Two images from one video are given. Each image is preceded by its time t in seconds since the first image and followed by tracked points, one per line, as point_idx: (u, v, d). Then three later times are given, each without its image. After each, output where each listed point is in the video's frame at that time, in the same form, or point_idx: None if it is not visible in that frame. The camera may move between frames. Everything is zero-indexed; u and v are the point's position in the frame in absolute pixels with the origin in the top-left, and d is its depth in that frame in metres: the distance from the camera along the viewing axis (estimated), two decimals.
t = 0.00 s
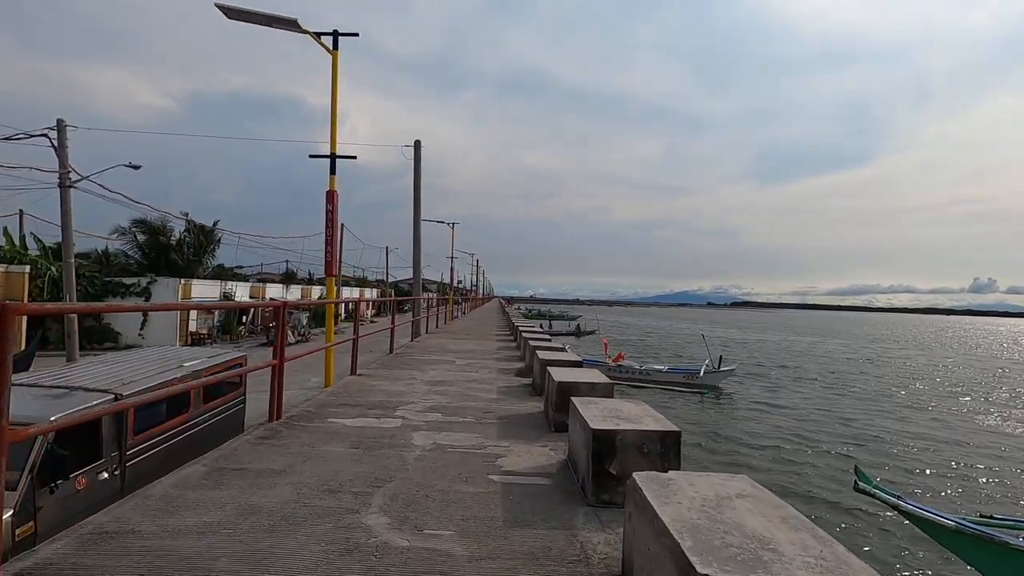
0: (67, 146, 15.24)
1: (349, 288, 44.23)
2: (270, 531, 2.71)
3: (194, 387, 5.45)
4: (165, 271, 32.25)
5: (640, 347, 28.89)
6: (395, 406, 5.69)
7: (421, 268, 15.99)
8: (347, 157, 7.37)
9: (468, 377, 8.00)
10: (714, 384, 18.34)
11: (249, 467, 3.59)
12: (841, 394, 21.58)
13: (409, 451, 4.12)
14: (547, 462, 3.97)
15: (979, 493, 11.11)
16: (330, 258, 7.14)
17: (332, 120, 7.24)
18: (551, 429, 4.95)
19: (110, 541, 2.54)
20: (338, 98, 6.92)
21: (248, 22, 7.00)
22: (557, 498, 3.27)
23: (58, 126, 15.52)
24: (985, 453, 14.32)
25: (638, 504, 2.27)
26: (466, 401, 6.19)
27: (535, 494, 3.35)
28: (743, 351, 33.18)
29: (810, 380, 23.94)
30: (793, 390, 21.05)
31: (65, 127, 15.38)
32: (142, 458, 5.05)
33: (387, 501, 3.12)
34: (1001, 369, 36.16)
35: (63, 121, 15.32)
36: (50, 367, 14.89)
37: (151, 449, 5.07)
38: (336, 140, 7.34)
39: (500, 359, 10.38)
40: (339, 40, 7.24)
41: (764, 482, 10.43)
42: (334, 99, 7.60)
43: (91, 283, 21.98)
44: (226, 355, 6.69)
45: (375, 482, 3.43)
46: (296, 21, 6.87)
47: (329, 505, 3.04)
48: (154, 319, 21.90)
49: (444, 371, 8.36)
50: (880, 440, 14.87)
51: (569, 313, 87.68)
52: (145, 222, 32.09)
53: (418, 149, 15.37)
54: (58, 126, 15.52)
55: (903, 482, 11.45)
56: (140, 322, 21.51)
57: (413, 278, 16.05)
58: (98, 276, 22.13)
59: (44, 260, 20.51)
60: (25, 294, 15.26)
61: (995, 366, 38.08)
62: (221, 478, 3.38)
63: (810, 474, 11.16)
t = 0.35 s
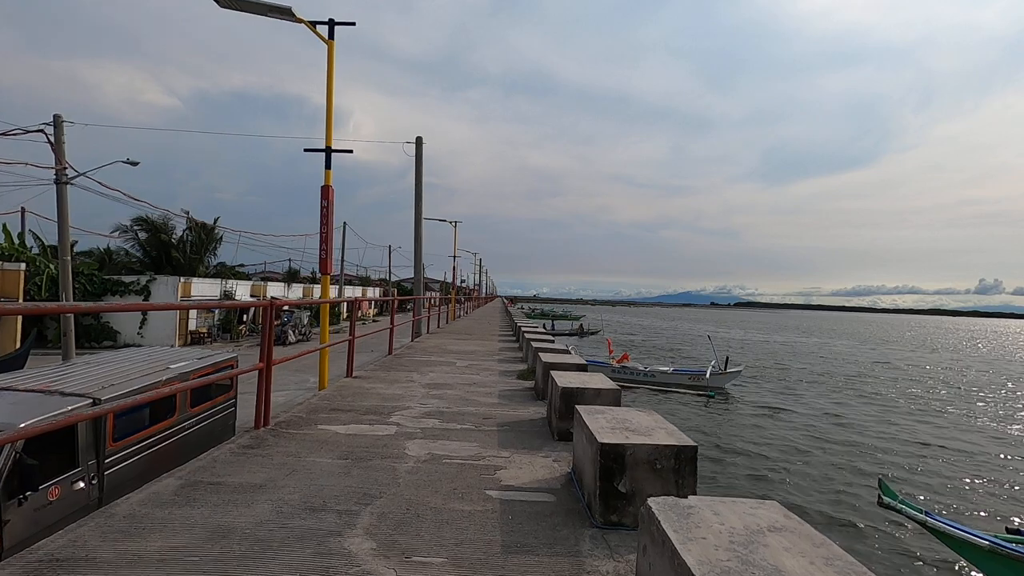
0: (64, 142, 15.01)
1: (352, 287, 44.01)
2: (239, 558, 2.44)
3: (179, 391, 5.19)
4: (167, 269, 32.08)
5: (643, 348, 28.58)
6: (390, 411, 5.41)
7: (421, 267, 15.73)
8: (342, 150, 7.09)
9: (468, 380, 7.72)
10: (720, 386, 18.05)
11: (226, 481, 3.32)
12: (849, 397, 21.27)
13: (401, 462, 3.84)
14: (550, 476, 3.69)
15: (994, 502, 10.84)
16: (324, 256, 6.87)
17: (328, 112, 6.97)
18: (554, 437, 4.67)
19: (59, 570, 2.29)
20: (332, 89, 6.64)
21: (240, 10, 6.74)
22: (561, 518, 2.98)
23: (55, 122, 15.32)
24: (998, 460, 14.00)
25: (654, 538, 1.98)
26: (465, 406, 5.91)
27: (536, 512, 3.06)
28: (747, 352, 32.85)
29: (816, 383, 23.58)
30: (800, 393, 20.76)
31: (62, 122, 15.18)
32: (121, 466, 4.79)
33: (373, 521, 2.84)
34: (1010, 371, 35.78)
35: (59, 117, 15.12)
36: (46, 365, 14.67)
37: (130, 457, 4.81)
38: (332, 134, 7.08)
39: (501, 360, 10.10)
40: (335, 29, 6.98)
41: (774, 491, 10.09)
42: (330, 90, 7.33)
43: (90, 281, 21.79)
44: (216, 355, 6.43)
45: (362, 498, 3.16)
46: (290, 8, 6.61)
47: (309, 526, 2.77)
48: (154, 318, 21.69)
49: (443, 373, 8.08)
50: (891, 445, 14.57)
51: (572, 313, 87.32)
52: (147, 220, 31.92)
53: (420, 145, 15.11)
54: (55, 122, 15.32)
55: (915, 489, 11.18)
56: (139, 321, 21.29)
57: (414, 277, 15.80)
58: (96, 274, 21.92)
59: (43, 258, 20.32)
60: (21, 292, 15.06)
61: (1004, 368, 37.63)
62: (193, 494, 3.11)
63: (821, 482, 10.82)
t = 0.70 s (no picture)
0: (54, 137, 14.74)
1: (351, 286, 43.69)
2: None
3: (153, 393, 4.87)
4: (163, 268, 31.79)
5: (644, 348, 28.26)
6: (378, 416, 5.11)
7: (418, 266, 15.43)
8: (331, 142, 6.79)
9: (462, 381, 7.42)
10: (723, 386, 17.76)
11: (188, 498, 3.03)
12: (854, 397, 20.96)
13: (384, 474, 3.54)
14: (546, 490, 3.38)
15: (1004, 501, 10.56)
16: (312, 252, 6.57)
17: (314, 102, 6.67)
18: (551, 445, 4.37)
19: None
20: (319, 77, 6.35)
21: None
22: (556, 541, 2.67)
23: (45, 117, 15.02)
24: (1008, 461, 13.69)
25: None
26: (458, 412, 5.59)
27: (528, 534, 2.75)
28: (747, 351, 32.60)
29: (819, 383, 23.30)
30: (804, 393, 20.45)
31: (51, 117, 14.88)
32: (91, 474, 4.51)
33: (346, 547, 2.54)
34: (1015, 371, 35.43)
35: (49, 111, 14.83)
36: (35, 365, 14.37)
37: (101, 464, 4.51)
38: (320, 125, 6.78)
39: (498, 361, 9.79)
40: (323, 16, 6.69)
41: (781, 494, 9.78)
42: (318, 80, 7.04)
43: (83, 280, 21.50)
44: (198, 356, 6.13)
45: (336, 518, 2.85)
46: None
47: (272, 553, 2.47)
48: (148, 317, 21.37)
49: (437, 375, 7.78)
50: (898, 446, 14.28)
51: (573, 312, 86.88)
52: (143, 218, 31.62)
53: (417, 140, 14.82)
54: (45, 117, 15.02)
55: (924, 489, 10.90)
56: (133, 320, 20.98)
57: (411, 275, 15.50)
58: (90, 272, 21.64)
59: (35, 256, 20.02)
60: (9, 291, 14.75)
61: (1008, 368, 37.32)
62: (149, 514, 2.82)
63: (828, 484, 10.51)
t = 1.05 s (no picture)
0: (49, 133, 14.51)
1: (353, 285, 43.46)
2: None
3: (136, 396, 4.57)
4: (164, 266, 31.59)
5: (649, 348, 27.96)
6: (374, 422, 4.82)
7: (420, 264, 15.15)
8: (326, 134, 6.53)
9: (464, 384, 7.13)
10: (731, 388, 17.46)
11: (160, 518, 2.75)
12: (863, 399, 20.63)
13: (377, 488, 3.25)
14: (555, 507, 3.08)
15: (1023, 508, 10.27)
16: (306, 248, 6.30)
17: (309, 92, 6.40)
18: (559, 455, 4.08)
19: None
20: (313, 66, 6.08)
21: None
22: (567, 569, 2.38)
23: (41, 113, 14.79)
24: None
25: None
26: (459, 417, 5.30)
27: (536, 561, 2.46)
28: (753, 351, 32.29)
29: (827, 384, 22.98)
30: (812, 395, 20.13)
31: (47, 113, 14.65)
32: (68, 484, 4.20)
33: None
34: None
35: (45, 107, 14.60)
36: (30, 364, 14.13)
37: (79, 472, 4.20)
38: (315, 117, 6.50)
39: (501, 362, 9.50)
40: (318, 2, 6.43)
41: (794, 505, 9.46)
42: (313, 70, 6.77)
43: (82, 279, 21.28)
44: (187, 357, 5.84)
45: (321, 542, 2.57)
46: None
47: None
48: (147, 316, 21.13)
49: (437, 377, 7.49)
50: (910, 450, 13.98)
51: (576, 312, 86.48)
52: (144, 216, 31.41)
53: (418, 136, 14.55)
54: (41, 112, 14.79)
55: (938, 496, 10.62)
56: (133, 319, 20.75)
57: (413, 274, 15.24)
58: (89, 271, 21.42)
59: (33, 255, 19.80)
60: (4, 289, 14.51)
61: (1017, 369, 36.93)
62: (114, 537, 2.54)
63: (843, 494, 10.18)
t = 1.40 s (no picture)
0: (51, 130, 14.33)
1: (359, 284, 43.29)
2: None
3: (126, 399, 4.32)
4: (169, 265, 31.48)
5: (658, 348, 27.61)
6: (376, 429, 4.56)
7: (425, 263, 14.88)
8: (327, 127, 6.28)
9: (469, 387, 6.85)
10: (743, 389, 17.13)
11: (134, 542, 2.50)
12: (878, 401, 20.21)
13: (376, 506, 2.98)
14: (569, 530, 2.80)
15: None
16: (305, 246, 6.04)
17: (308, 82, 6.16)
18: (571, 467, 3.80)
19: None
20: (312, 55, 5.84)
21: None
22: None
23: (42, 108, 14.63)
24: None
25: None
26: (464, 423, 5.03)
27: None
28: (762, 352, 31.91)
29: (839, 385, 22.61)
30: (826, 397, 19.72)
31: (48, 108, 14.48)
32: (53, 494, 3.93)
33: None
34: None
35: (46, 102, 14.45)
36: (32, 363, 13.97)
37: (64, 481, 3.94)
38: (315, 109, 6.24)
39: (508, 363, 9.21)
40: None
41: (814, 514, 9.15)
42: (313, 61, 6.53)
43: (86, 277, 21.15)
44: (179, 360, 5.58)
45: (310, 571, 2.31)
46: None
47: None
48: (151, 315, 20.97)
49: (442, 379, 7.22)
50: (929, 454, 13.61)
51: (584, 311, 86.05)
52: (149, 214, 31.30)
53: (424, 132, 14.29)
54: (42, 108, 14.63)
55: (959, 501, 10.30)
56: (137, 317, 20.59)
57: (418, 272, 15.00)
58: (92, 269, 21.27)
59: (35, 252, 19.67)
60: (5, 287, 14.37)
61: None
62: (80, 564, 2.29)
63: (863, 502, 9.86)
